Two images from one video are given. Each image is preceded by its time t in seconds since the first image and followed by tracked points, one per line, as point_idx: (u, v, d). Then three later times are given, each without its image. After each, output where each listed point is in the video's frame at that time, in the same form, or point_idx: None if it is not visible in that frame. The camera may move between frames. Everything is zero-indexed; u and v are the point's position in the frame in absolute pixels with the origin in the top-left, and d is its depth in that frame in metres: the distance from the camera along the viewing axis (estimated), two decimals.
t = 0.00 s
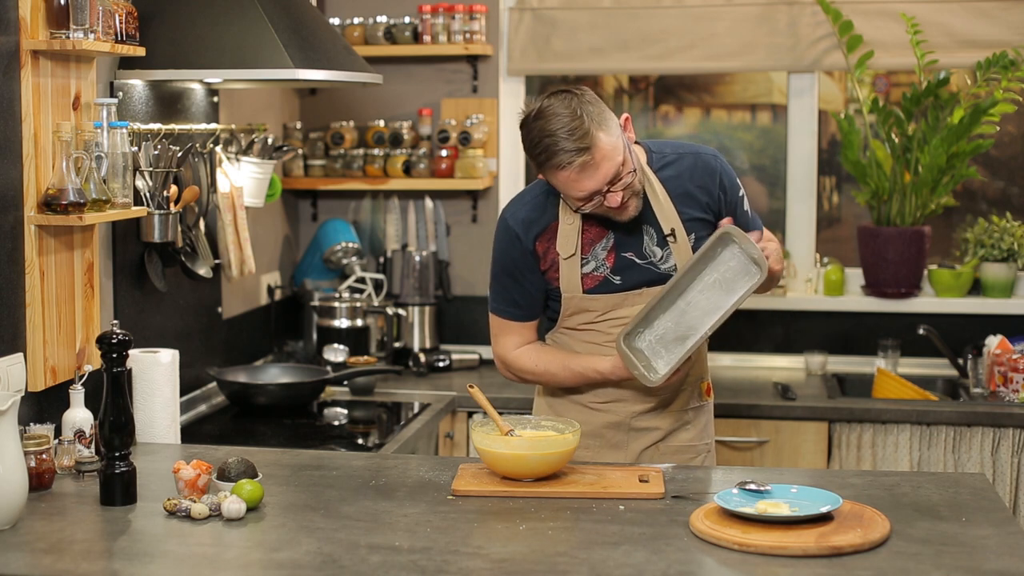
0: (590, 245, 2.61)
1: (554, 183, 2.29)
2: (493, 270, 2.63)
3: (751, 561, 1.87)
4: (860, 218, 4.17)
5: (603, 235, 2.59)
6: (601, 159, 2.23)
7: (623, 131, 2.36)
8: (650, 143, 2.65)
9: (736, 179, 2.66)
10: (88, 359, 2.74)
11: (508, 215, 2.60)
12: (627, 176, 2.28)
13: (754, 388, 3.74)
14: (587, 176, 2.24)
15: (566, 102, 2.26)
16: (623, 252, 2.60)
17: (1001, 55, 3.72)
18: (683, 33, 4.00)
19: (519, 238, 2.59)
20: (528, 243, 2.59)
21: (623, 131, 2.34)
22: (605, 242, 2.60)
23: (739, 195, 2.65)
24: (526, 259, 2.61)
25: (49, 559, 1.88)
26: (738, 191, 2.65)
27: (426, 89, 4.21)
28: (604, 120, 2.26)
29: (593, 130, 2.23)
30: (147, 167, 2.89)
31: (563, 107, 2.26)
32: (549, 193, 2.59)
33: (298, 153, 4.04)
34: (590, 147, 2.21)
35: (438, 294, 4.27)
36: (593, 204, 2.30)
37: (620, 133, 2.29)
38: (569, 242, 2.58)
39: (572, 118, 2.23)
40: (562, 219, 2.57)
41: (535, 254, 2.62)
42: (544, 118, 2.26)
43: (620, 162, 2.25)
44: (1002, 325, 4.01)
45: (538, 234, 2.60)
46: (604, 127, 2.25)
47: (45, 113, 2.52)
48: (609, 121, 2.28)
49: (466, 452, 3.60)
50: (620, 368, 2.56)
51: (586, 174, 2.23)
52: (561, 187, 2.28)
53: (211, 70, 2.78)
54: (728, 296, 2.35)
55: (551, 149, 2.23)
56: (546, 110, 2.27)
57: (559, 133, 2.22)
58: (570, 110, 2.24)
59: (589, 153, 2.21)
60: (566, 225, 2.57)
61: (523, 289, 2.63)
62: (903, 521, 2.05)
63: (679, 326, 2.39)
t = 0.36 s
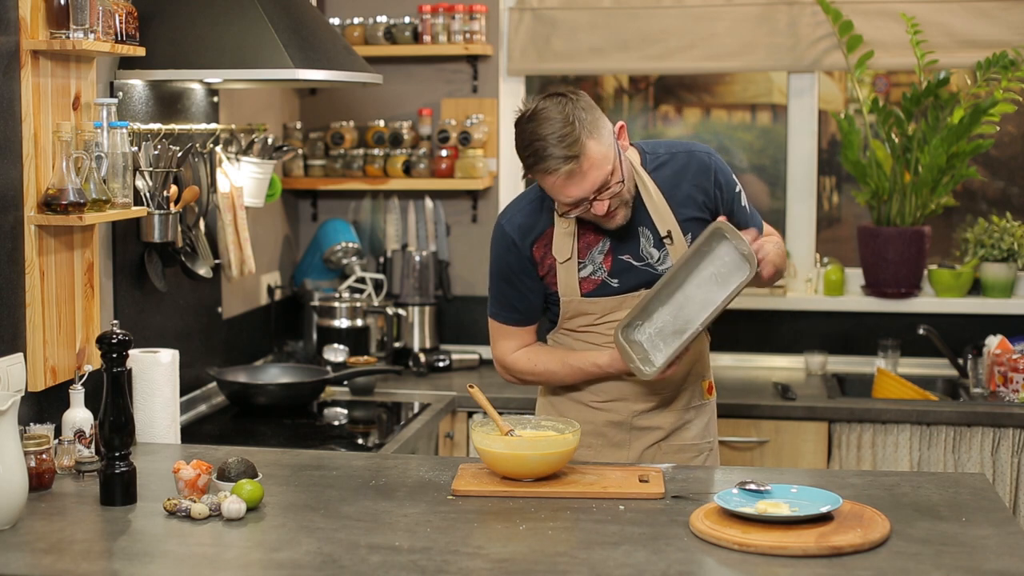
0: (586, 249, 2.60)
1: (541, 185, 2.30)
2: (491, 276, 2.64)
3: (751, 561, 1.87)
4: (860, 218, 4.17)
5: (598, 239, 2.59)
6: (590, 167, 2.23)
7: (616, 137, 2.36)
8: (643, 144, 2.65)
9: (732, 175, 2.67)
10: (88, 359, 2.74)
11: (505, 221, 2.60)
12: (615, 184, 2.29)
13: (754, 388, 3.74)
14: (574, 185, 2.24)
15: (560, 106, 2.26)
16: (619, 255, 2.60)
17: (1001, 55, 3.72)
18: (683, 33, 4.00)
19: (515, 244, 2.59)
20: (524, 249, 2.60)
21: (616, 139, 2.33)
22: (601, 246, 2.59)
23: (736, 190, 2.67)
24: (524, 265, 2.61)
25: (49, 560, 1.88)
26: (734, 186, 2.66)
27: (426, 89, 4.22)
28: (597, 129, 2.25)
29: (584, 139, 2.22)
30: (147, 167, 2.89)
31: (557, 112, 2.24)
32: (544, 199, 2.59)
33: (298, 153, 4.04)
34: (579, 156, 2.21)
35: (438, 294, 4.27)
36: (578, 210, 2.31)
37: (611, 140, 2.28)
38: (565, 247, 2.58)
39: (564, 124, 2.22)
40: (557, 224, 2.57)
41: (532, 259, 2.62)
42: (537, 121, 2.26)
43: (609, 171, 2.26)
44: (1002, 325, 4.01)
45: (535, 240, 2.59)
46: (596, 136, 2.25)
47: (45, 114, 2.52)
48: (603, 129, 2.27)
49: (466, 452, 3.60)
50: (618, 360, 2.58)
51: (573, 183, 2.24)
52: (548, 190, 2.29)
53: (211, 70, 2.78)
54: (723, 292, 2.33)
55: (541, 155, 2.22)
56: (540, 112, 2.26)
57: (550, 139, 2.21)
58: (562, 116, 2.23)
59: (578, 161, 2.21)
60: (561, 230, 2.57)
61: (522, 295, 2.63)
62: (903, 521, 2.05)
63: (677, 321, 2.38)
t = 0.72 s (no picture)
0: (582, 227, 2.62)
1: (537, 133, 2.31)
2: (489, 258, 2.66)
3: (751, 561, 1.87)
4: (860, 218, 4.17)
5: (594, 217, 2.61)
6: (589, 120, 2.24)
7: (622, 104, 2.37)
8: (646, 133, 2.69)
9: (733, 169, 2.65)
10: (88, 359, 2.74)
11: (506, 203, 2.65)
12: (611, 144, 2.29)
13: (754, 388, 3.74)
14: (571, 133, 2.24)
15: (570, 58, 2.28)
16: (613, 234, 2.61)
17: (1001, 55, 3.72)
18: (683, 33, 4.00)
19: (514, 221, 2.63)
20: (522, 226, 2.63)
21: (620, 103, 2.34)
22: (596, 224, 2.61)
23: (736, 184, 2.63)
24: (521, 245, 2.63)
25: (49, 559, 1.88)
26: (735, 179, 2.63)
27: (426, 89, 4.22)
28: (603, 85, 2.27)
29: (588, 90, 2.24)
30: (147, 167, 2.89)
31: (565, 62, 2.27)
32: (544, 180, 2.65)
33: (298, 153, 4.04)
34: (580, 105, 2.23)
35: (438, 294, 4.27)
36: (570, 163, 2.31)
37: (615, 100, 2.29)
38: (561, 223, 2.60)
39: (569, 74, 2.24)
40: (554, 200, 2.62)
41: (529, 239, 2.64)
42: (544, 69, 2.28)
43: (607, 128, 2.26)
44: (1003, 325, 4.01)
45: (533, 218, 2.63)
46: (601, 92, 2.26)
47: (45, 113, 2.52)
48: (609, 87, 2.29)
49: (466, 452, 3.59)
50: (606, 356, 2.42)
51: (570, 131, 2.24)
52: (543, 138, 2.29)
53: (211, 70, 2.78)
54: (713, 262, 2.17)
55: (542, 100, 2.25)
56: (548, 61, 2.28)
57: (554, 85, 2.24)
58: (569, 66, 2.25)
59: (577, 111, 2.22)
60: (558, 204, 2.61)
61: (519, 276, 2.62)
62: (903, 521, 2.05)
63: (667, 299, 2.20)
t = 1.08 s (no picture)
0: (585, 207, 2.66)
1: (557, 81, 2.46)
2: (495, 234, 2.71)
3: (751, 561, 1.87)
4: (860, 218, 4.17)
5: (599, 198, 2.66)
6: (606, 62, 2.41)
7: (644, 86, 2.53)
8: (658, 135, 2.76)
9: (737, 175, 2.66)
10: (88, 359, 2.74)
11: (517, 184, 2.73)
12: (625, 96, 2.42)
13: (754, 388, 3.74)
14: (589, 73, 2.40)
15: (599, 22, 2.49)
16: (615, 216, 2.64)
17: (1001, 55, 3.72)
18: (683, 33, 4.00)
19: (520, 198, 2.70)
20: (528, 203, 2.69)
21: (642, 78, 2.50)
22: (599, 205, 2.65)
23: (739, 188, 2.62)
24: (524, 222, 2.68)
25: (49, 560, 1.88)
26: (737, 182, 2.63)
27: (426, 89, 4.22)
28: (626, 45, 2.46)
29: (611, 40, 2.43)
30: (147, 168, 2.89)
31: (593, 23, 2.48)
32: (552, 162, 2.72)
33: (298, 153, 4.04)
34: (601, 48, 2.41)
35: (438, 294, 4.27)
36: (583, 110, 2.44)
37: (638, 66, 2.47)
38: (564, 200, 2.65)
39: (596, 24, 2.45)
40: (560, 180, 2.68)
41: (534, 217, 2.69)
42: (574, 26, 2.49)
43: (623, 76, 2.41)
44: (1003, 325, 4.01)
45: (539, 197, 2.70)
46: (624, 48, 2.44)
47: (45, 113, 2.52)
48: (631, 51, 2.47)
49: (466, 452, 3.59)
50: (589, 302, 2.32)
51: (587, 71, 2.41)
52: (562, 84, 2.45)
53: (211, 70, 2.78)
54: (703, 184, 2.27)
55: (566, 41, 2.45)
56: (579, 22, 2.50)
57: (581, 31, 2.44)
58: (598, 22, 2.47)
59: (597, 50, 2.41)
60: (562, 183, 2.67)
61: (518, 252, 2.65)
62: (903, 521, 2.05)
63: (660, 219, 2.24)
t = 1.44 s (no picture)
0: (586, 207, 2.66)
1: (567, 75, 2.44)
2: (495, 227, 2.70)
3: (751, 561, 1.87)
4: (860, 218, 4.17)
5: (600, 198, 2.66)
6: (618, 66, 2.39)
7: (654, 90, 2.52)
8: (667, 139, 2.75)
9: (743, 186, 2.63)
10: (88, 359, 2.74)
11: (518, 177, 2.72)
12: (632, 102, 2.42)
13: (754, 388, 3.74)
14: (599, 75, 2.39)
15: (616, 19, 2.46)
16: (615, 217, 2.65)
17: (1001, 55, 3.72)
18: (683, 33, 4.00)
19: (522, 192, 2.69)
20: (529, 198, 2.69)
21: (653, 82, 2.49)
22: (599, 205, 2.66)
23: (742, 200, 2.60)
24: (524, 216, 2.68)
25: (49, 560, 1.88)
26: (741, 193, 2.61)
27: (426, 89, 4.22)
28: (641, 50, 2.44)
29: (626, 44, 2.41)
30: (147, 167, 2.89)
31: (612, 20, 2.45)
32: (554, 158, 2.72)
33: (298, 153, 4.04)
34: (615, 51, 2.39)
35: (438, 294, 4.27)
36: (589, 110, 2.42)
37: (650, 72, 2.46)
38: (566, 197, 2.65)
39: (615, 25, 2.42)
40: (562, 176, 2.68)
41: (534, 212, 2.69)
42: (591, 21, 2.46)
43: (633, 83, 2.40)
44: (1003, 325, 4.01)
45: (540, 193, 2.69)
46: (638, 54, 2.43)
47: (45, 113, 2.52)
48: (645, 54, 2.46)
49: (466, 452, 3.59)
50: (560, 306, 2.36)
51: (598, 73, 2.39)
52: (571, 80, 2.43)
53: (211, 70, 2.78)
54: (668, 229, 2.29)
55: (581, 37, 2.42)
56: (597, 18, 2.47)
57: (598, 29, 2.41)
58: (617, 21, 2.44)
59: (612, 53, 2.39)
60: (564, 179, 2.66)
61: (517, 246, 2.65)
62: (903, 521, 2.05)
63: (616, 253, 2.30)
